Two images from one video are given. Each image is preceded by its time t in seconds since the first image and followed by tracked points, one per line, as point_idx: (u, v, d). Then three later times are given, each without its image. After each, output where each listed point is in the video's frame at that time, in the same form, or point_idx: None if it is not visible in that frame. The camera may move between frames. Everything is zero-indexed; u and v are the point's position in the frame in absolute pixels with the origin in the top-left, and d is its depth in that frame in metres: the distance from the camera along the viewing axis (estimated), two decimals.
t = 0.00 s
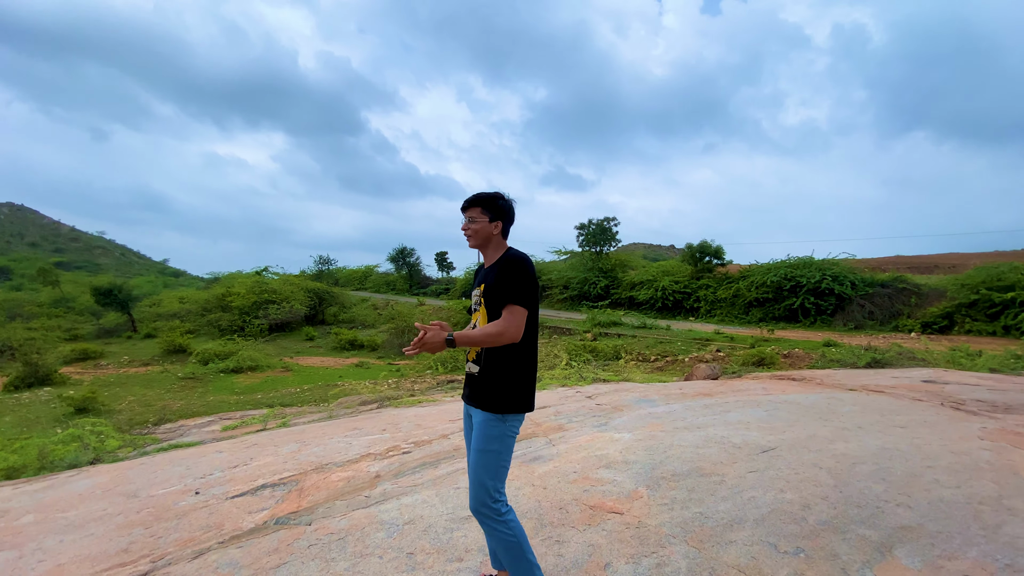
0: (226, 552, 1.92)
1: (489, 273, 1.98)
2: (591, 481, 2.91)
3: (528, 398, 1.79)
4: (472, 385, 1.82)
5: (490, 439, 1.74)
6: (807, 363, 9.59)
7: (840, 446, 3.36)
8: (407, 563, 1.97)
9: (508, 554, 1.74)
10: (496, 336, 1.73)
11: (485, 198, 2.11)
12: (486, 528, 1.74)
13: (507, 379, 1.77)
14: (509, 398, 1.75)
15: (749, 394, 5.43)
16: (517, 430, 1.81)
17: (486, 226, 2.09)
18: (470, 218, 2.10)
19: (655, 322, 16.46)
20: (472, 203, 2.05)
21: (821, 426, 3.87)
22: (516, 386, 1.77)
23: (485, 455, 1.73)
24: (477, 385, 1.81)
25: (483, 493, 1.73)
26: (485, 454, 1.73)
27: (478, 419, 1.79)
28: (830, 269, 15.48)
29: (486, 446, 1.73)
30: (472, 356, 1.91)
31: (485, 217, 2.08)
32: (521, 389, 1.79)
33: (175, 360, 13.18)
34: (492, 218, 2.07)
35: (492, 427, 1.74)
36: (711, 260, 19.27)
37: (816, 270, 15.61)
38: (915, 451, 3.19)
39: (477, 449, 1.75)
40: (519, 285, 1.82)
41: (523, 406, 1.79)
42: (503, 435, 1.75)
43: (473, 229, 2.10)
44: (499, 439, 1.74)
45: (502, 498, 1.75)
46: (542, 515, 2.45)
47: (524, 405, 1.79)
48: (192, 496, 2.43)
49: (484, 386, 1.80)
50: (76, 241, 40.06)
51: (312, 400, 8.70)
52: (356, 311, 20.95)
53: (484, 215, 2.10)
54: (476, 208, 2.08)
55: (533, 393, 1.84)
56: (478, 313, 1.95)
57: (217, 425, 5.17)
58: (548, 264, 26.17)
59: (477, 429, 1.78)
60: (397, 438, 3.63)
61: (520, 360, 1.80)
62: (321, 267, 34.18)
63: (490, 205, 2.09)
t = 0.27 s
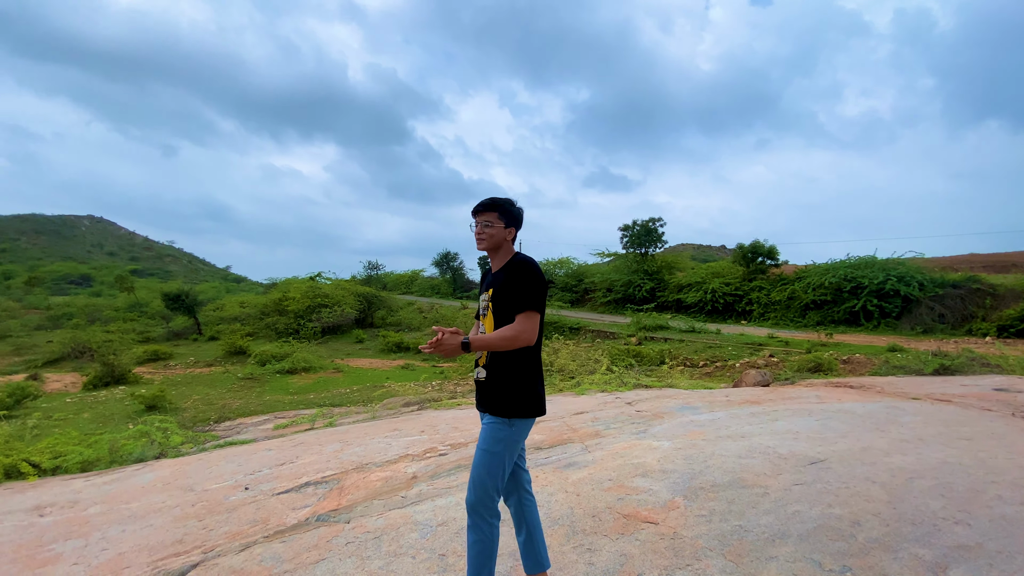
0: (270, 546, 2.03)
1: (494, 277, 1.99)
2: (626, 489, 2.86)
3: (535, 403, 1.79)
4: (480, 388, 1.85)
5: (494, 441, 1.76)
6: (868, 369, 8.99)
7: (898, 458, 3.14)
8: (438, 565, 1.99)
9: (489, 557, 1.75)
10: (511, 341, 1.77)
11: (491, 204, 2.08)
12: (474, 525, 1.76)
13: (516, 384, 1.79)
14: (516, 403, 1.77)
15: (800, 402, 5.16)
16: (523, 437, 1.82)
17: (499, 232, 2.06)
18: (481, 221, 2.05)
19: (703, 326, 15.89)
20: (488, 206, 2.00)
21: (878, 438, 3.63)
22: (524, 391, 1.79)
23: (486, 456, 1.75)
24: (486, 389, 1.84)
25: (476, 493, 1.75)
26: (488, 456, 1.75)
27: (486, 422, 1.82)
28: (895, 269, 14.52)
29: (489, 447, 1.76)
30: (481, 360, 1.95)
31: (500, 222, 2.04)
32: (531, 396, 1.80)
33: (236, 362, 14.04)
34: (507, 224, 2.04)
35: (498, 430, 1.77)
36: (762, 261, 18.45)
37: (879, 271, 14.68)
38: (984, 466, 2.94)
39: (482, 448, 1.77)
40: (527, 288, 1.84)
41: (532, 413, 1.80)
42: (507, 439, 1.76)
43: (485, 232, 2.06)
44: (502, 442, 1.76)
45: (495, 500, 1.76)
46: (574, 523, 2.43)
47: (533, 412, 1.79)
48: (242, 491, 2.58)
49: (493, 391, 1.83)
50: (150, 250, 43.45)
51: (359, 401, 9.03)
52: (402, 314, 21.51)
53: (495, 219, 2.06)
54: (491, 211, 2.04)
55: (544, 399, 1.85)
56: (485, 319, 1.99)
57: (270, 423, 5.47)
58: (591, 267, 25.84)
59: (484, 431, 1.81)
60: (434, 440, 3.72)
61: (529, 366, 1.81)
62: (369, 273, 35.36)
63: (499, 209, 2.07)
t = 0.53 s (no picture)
0: (312, 539, 2.13)
1: (507, 285, 1.98)
2: (664, 497, 2.79)
3: (544, 411, 1.78)
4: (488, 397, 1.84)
5: (504, 451, 1.75)
6: (936, 376, 8.34)
7: (964, 472, 2.90)
8: (472, 565, 2.00)
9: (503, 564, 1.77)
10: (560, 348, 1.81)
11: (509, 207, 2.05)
12: (489, 534, 1.77)
13: (524, 393, 1.76)
14: (526, 412, 1.75)
15: (856, 410, 4.87)
16: (531, 444, 1.82)
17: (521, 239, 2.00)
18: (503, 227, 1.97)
19: (753, 329, 15.20)
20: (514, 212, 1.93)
21: (943, 449, 3.36)
22: (533, 400, 1.78)
23: (497, 465, 1.75)
24: (494, 398, 1.81)
25: (490, 503, 1.76)
26: (499, 466, 1.75)
27: (495, 431, 1.81)
28: (966, 267, 13.46)
29: (499, 457, 1.75)
30: (490, 367, 1.94)
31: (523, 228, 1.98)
32: (539, 404, 1.78)
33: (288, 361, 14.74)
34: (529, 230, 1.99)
35: (507, 440, 1.76)
36: (816, 260, 17.52)
37: (948, 269, 13.63)
38: None
39: (492, 458, 1.77)
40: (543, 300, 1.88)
41: (540, 420, 1.79)
42: (517, 448, 1.76)
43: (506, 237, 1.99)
44: (512, 452, 1.75)
45: (508, 507, 1.78)
46: (609, 529, 2.40)
47: (541, 420, 1.79)
48: (288, 485, 2.72)
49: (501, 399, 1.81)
50: (211, 255, 46.40)
51: (401, 400, 9.26)
52: (443, 316, 21.80)
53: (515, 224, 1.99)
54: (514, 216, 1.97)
55: (549, 406, 1.83)
56: (495, 326, 1.98)
57: (318, 421, 5.71)
58: (634, 267, 25.29)
59: (493, 440, 1.80)
60: (471, 441, 3.78)
61: (538, 377, 1.77)
62: (412, 275, 36.18)
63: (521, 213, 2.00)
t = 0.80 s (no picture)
0: (346, 535, 2.17)
1: (520, 285, 1.90)
2: (703, 506, 2.68)
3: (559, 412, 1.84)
4: (506, 402, 1.80)
5: (525, 457, 1.74)
6: (1012, 383, 7.64)
7: None
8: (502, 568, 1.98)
9: (525, 570, 1.78)
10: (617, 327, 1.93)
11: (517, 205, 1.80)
12: (511, 542, 1.76)
13: (544, 397, 1.79)
14: (547, 416, 1.78)
15: (917, 419, 4.52)
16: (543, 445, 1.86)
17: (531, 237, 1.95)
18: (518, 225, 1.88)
19: (803, 331, 14.47)
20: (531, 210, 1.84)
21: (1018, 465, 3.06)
22: (550, 403, 1.81)
23: (519, 473, 1.73)
24: (514, 404, 1.79)
25: (512, 512, 1.74)
26: (521, 473, 1.74)
27: (511, 438, 1.78)
28: None
29: (522, 465, 1.73)
30: (502, 372, 1.86)
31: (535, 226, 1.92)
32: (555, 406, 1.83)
33: (331, 359, 15.27)
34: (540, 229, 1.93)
35: (528, 446, 1.75)
36: (873, 259, 16.50)
37: None
38: None
39: (511, 466, 1.74)
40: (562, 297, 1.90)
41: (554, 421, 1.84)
42: (537, 452, 1.77)
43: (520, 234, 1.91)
44: (536, 457, 1.75)
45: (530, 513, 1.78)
46: (643, 538, 2.33)
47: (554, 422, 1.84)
48: (326, 481, 2.80)
49: (518, 404, 1.79)
50: (262, 257, 48.76)
51: (438, 399, 9.39)
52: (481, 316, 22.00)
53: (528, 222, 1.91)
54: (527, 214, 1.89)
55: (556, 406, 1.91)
56: (508, 328, 1.89)
57: (357, 418, 5.87)
58: (675, 267, 24.62)
59: (512, 448, 1.77)
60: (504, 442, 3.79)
61: (554, 379, 1.81)
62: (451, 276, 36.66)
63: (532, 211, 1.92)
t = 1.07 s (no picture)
0: (376, 535, 2.19)
1: (534, 283, 1.90)
2: (743, 520, 2.55)
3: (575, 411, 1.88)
4: (529, 403, 1.79)
5: (549, 458, 1.75)
6: None
7: None
8: None
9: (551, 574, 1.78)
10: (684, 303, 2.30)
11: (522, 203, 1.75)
12: (536, 549, 1.74)
13: (565, 397, 1.82)
14: (568, 415, 1.81)
15: (986, 432, 4.15)
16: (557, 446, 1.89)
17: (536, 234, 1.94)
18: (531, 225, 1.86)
19: (854, 335, 13.68)
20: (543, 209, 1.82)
21: None
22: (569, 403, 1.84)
23: (544, 475, 1.73)
24: (537, 405, 1.79)
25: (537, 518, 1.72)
26: (546, 475, 1.74)
27: (533, 440, 1.77)
28: None
29: (547, 466, 1.74)
30: (523, 371, 1.84)
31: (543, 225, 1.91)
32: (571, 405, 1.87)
33: (370, 357, 15.66)
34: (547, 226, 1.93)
35: (551, 446, 1.76)
36: (932, 258, 15.42)
37: None
38: None
39: (535, 470, 1.73)
40: (575, 287, 1.96)
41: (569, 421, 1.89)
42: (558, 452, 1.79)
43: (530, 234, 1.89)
44: (558, 458, 1.77)
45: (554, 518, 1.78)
46: (678, 551, 2.23)
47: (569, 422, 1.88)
48: (359, 479, 2.84)
49: (540, 405, 1.80)
50: (306, 258, 50.64)
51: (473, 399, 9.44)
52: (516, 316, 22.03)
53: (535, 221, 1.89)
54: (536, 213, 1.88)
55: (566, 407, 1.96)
56: (527, 327, 1.88)
57: (393, 416, 5.98)
58: (716, 267, 23.79)
59: (535, 451, 1.76)
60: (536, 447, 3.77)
61: (574, 378, 1.85)
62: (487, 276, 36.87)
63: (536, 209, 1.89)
